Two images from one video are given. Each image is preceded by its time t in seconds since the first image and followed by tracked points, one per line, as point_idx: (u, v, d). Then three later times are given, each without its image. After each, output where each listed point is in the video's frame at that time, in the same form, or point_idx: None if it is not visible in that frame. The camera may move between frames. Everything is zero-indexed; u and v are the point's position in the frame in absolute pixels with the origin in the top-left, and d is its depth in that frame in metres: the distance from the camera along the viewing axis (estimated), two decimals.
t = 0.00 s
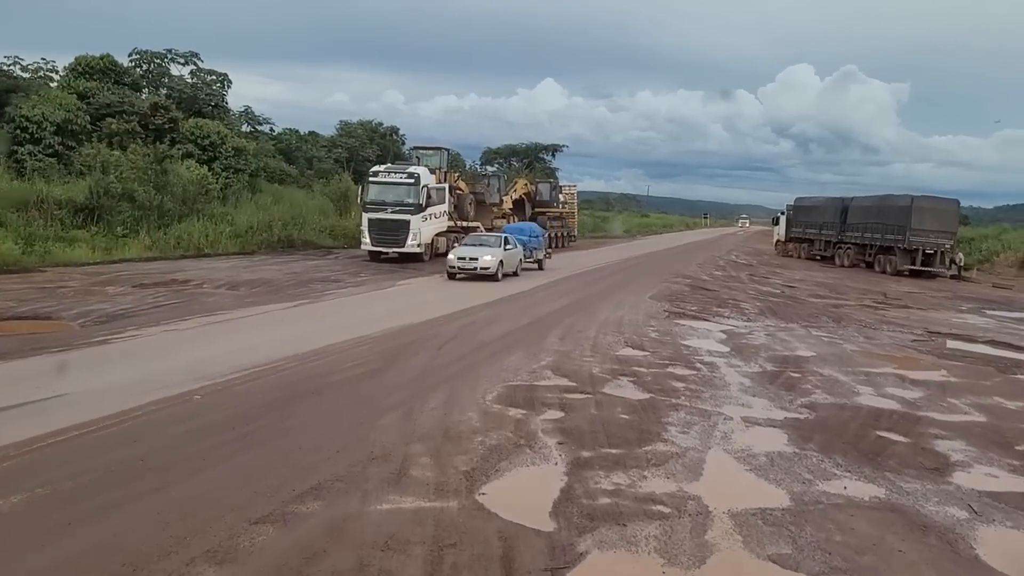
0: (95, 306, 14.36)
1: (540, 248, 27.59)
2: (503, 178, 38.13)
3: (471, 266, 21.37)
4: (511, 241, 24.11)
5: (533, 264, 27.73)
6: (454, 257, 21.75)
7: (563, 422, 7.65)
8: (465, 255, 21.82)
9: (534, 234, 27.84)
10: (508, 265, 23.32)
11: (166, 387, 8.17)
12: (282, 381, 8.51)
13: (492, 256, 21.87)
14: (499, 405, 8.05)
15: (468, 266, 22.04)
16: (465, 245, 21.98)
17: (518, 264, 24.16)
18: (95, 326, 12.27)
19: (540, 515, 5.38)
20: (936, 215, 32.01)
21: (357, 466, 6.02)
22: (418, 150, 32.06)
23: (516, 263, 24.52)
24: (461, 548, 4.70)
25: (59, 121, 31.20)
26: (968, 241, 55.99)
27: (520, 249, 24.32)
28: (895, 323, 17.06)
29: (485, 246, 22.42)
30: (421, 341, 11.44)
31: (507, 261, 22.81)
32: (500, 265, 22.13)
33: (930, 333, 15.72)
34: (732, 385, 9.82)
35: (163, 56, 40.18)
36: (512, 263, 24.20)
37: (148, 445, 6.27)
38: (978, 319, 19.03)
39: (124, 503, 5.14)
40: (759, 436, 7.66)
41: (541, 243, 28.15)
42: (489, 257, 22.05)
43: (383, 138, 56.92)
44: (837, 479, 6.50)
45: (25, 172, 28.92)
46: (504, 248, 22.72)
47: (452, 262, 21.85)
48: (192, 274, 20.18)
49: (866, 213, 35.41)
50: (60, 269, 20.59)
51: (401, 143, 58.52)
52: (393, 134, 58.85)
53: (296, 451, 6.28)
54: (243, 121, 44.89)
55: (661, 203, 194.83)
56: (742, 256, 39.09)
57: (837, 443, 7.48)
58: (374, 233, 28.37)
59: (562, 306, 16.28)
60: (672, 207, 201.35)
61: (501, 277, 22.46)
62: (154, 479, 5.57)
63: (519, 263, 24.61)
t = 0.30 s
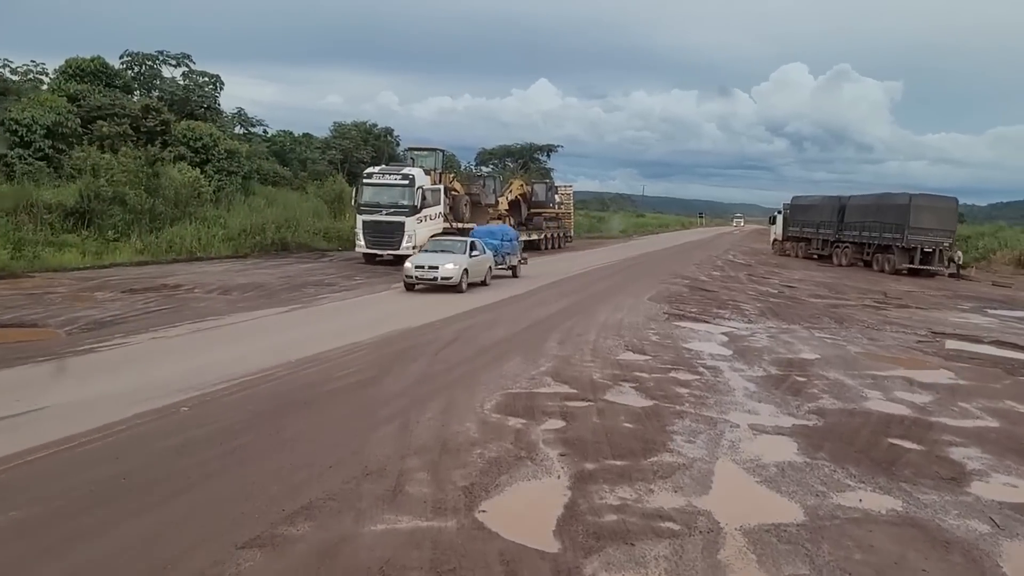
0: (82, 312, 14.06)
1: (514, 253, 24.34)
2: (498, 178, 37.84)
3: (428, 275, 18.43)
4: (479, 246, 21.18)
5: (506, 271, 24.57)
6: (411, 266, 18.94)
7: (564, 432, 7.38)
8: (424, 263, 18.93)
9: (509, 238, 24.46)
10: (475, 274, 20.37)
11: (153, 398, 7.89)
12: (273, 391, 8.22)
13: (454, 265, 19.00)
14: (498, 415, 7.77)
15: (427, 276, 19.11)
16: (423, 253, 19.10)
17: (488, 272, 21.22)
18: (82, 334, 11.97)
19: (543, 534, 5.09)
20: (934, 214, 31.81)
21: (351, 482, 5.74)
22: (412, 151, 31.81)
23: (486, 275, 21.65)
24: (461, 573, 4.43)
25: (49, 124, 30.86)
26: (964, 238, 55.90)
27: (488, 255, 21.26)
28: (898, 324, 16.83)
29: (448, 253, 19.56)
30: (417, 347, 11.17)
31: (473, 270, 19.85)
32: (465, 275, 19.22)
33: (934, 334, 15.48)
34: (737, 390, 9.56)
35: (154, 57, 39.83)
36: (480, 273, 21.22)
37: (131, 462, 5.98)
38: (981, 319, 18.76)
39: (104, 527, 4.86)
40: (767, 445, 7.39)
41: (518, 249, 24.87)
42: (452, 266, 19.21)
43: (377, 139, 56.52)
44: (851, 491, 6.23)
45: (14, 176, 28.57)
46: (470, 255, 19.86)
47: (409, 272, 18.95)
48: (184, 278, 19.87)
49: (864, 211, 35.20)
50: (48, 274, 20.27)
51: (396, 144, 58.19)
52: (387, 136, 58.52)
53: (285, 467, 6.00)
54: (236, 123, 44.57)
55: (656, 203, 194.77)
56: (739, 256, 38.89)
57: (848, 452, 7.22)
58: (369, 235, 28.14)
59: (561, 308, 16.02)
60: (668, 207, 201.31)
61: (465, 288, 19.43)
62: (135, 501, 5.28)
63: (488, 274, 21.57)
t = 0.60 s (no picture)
0: (69, 321, 13.74)
1: (483, 262, 21.26)
2: (494, 181, 37.58)
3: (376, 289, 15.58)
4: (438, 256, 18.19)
5: (475, 282, 21.61)
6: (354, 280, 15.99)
7: (564, 446, 7.11)
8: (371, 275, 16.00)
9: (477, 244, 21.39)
10: (433, 289, 17.40)
11: (137, 413, 7.60)
12: (262, 404, 7.93)
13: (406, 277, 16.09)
14: (496, 428, 7.50)
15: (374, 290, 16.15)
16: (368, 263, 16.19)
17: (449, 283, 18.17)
18: (68, 343, 11.67)
19: (543, 559, 4.82)
20: (932, 215, 31.62)
21: (341, 504, 5.47)
22: (407, 154, 31.51)
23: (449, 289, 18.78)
24: None
25: (39, 129, 30.50)
26: (961, 239, 55.78)
27: (446, 264, 18.09)
28: (900, 327, 16.60)
29: (400, 264, 16.68)
30: (411, 355, 10.89)
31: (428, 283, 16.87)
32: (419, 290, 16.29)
33: (937, 338, 15.25)
34: (741, 399, 9.31)
35: (147, 61, 39.49)
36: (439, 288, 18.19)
37: (111, 484, 5.70)
38: (983, 321, 18.53)
39: (78, 554, 4.57)
40: (774, 458, 7.12)
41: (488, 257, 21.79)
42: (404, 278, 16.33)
43: (372, 142, 56.16)
44: (863, 507, 5.97)
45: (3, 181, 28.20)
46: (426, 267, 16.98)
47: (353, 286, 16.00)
48: (176, 285, 19.57)
49: (862, 213, 35.01)
50: (37, 281, 19.94)
51: (390, 147, 57.87)
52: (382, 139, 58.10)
53: (273, 488, 5.72)
54: (229, 126, 44.24)
55: (651, 205, 194.67)
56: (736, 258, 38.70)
57: (859, 465, 6.96)
58: (364, 240, 27.84)
59: (558, 313, 15.76)
60: (663, 209, 201.29)
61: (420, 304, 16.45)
62: (113, 525, 5.00)
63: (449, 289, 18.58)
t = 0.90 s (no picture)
0: (56, 331, 13.42)
1: (445, 277, 18.28)
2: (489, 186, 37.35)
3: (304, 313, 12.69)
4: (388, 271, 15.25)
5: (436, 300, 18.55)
6: (280, 301, 13.13)
7: (566, 465, 6.85)
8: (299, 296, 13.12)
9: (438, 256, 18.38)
10: (380, 311, 14.54)
11: (123, 431, 7.31)
12: (252, 422, 7.65)
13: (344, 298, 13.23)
14: (495, 446, 7.24)
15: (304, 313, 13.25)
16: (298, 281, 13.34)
17: (400, 304, 15.29)
18: (54, 355, 11.36)
19: None
20: (930, 220, 31.50)
21: (334, 531, 5.20)
22: (401, 159, 31.26)
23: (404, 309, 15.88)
24: None
25: (29, 134, 30.15)
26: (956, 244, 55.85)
27: (396, 280, 15.18)
28: (902, 335, 16.42)
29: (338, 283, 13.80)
30: (407, 368, 10.62)
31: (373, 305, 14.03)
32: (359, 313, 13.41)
33: (940, 346, 15.06)
34: (746, 412, 9.06)
35: (138, 65, 39.16)
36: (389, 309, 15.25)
37: (91, 511, 5.42)
38: (984, 329, 18.37)
39: None
40: (784, 476, 6.87)
41: (452, 270, 18.84)
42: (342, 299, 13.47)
43: (366, 147, 55.89)
44: (879, 530, 5.73)
45: None
46: (371, 285, 14.14)
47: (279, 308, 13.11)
48: (167, 293, 19.26)
49: (859, 218, 34.90)
50: (26, 289, 19.62)
51: (385, 152, 57.62)
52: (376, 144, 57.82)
53: (262, 514, 5.44)
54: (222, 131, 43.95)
55: (645, 209, 194.84)
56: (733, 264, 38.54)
57: (872, 483, 6.71)
58: (358, 246, 27.57)
59: (556, 322, 15.52)
60: (658, 213, 201.53)
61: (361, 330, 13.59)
62: (93, 557, 4.72)
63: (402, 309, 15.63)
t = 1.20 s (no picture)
0: (43, 342, 13.09)
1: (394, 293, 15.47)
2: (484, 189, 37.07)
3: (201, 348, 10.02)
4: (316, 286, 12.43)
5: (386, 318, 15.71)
6: (172, 329, 10.39)
7: (568, 481, 6.57)
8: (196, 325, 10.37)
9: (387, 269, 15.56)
10: (306, 337, 11.79)
11: (108, 448, 7.03)
12: (241, 437, 7.37)
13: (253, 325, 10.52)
14: (494, 461, 6.97)
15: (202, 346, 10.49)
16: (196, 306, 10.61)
17: (334, 327, 12.52)
18: (39, 368, 11.04)
19: None
20: (927, 220, 31.33)
21: (326, 556, 4.94)
22: (395, 163, 30.95)
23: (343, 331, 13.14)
24: None
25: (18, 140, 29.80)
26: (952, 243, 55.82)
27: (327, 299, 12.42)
28: (904, 338, 16.19)
29: (249, 304, 11.05)
30: (402, 377, 10.33)
31: (295, 331, 11.35)
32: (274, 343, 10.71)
33: (943, 349, 14.85)
34: (751, 422, 8.80)
35: (129, 70, 38.83)
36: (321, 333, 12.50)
37: (71, 535, 5.15)
38: (986, 330, 18.16)
39: None
40: (794, 491, 6.60)
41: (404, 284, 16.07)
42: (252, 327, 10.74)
43: (360, 151, 55.51)
44: (897, 549, 5.48)
45: None
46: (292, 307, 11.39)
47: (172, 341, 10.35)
48: (158, 301, 18.95)
49: (855, 218, 34.73)
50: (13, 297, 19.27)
51: (378, 156, 57.25)
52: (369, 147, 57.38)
53: (251, 538, 5.18)
54: (214, 135, 43.58)
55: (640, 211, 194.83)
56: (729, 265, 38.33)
57: (886, 498, 6.46)
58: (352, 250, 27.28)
59: (553, 327, 15.25)
60: (652, 214, 201.55)
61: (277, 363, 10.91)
62: None
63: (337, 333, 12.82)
